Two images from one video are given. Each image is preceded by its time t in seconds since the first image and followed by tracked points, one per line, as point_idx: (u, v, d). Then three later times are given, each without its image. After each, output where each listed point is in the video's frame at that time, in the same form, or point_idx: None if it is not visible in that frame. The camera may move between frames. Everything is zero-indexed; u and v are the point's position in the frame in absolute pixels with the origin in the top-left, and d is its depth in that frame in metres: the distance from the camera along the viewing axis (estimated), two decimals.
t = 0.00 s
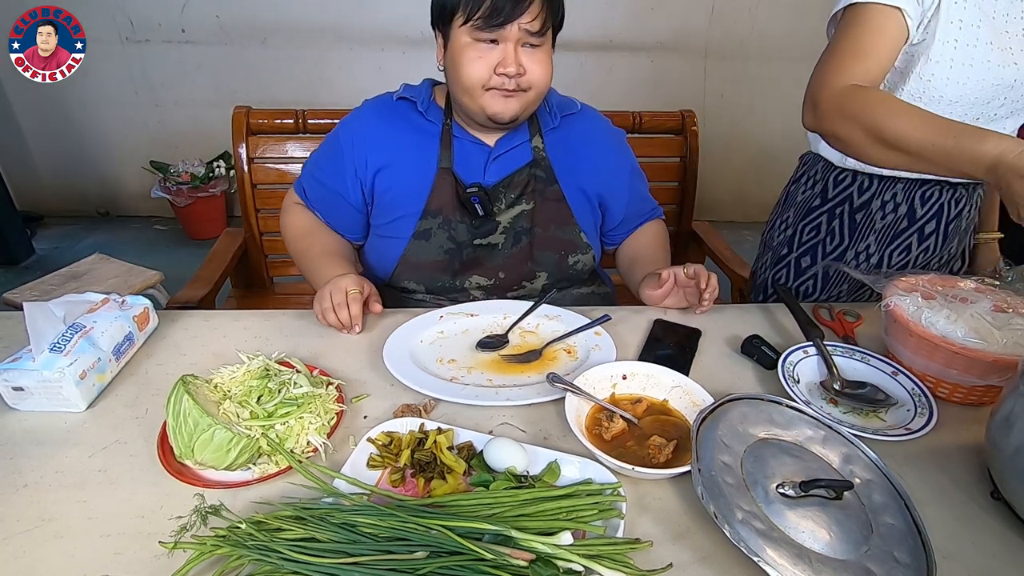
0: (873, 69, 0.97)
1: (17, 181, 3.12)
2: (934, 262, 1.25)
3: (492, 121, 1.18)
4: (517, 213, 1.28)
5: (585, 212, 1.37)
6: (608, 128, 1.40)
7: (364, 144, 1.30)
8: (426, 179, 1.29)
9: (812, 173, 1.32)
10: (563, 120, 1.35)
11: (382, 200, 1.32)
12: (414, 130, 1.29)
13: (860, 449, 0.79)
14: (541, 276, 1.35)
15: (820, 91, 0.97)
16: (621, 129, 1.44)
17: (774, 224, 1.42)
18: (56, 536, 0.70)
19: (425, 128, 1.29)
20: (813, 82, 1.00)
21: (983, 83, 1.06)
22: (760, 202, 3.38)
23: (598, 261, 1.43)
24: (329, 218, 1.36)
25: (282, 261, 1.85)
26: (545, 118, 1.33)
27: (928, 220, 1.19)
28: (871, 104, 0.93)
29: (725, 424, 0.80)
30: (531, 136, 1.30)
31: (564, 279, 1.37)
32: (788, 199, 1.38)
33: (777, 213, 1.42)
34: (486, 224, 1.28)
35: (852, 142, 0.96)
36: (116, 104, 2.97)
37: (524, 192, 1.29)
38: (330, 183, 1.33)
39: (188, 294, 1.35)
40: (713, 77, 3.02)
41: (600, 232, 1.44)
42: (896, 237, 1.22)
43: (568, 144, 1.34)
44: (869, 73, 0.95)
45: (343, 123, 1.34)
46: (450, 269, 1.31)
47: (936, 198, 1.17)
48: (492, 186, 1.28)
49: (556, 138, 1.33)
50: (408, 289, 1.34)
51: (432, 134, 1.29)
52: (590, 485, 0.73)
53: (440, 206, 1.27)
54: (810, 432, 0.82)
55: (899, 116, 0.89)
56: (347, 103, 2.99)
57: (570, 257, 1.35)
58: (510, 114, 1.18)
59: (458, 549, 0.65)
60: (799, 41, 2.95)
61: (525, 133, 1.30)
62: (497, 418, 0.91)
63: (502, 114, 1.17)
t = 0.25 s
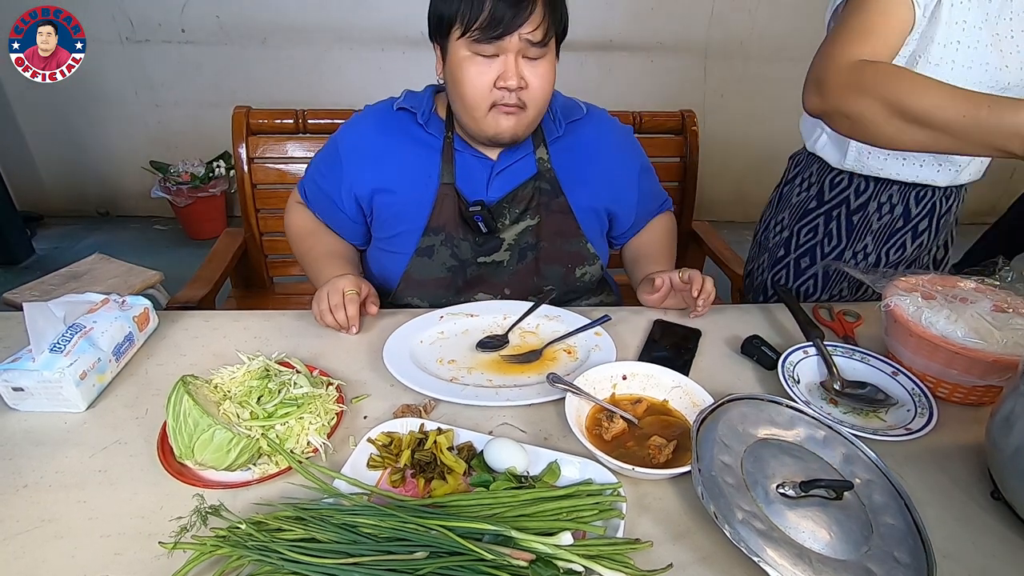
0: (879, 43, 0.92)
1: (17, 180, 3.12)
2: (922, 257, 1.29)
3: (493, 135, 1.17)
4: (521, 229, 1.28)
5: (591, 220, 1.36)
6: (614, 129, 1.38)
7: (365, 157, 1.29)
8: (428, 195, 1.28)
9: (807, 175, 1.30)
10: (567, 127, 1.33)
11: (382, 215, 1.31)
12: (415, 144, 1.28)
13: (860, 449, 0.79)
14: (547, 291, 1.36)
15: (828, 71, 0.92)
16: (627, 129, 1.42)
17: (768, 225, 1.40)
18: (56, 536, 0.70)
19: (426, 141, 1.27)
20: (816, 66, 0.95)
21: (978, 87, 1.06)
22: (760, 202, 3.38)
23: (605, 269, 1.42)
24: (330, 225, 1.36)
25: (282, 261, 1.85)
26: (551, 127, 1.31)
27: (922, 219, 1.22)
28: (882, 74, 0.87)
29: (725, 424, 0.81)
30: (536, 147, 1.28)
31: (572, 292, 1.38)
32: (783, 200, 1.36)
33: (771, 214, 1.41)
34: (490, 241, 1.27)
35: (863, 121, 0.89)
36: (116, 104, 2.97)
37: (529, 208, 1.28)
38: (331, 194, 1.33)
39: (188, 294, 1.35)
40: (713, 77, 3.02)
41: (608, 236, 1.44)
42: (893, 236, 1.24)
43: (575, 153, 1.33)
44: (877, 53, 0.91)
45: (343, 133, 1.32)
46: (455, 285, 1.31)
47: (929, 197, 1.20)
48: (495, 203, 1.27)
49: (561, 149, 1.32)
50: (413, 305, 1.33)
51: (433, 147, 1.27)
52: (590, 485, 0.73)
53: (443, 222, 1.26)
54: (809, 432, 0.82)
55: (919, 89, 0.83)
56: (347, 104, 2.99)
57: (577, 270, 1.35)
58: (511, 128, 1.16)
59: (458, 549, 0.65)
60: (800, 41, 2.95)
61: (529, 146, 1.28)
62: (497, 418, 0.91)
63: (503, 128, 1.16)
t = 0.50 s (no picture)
0: None
1: (17, 180, 3.12)
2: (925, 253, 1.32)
3: (492, 145, 1.16)
4: (523, 245, 1.29)
5: (600, 226, 1.36)
6: (618, 137, 1.38)
7: (364, 168, 1.29)
8: (428, 210, 1.28)
9: (813, 177, 1.30)
10: (570, 138, 1.33)
11: (381, 227, 1.31)
12: (415, 156, 1.27)
13: (860, 449, 0.79)
14: (548, 299, 1.38)
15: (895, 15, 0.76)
16: (628, 135, 1.42)
17: (773, 228, 1.40)
18: (56, 536, 0.70)
19: (426, 154, 1.27)
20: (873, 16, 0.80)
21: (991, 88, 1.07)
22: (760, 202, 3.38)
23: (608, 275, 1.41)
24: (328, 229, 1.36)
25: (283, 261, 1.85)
26: (553, 139, 1.30)
27: (927, 217, 1.25)
28: (973, 10, 0.71)
29: (725, 424, 0.81)
30: (538, 161, 1.28)
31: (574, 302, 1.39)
32: (787, 203, 1.36)
33: (774, 216, 1.40)
34: (491, 258, 1.29)
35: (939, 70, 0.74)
36: (116, 104, 2.97)
37: (531, 223, 1.29)
38: (330, 201, 1.33)
39: (189, 294, 1.35)
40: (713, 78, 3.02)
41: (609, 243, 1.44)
42: (899, 234, 1.26)
43: (577, 162, 1.32)
44: None
45: (341, 139, 1.31)
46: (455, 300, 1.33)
47: (934, 195, 1.22)
48: (496, 220, 1.27)
49: (563, 161, 1.31)
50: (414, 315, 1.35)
51: (433, 160, 1.27)
52: (590, 485, 0.73)
53: (444, 238, 1.27)
54: (809, 432, 0.82)
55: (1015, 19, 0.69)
56: (347, 104, 2.99)
57: (579, 281, 1.37)
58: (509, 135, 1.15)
59: (458, 549, 0.65)
60: (800, 41, 2.95)
61: (531, 160, 1.28)
62: (497, 418, 0.91)
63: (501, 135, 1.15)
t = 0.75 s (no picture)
0: None
1: (17, 180, 3.12)
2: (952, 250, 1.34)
3: (489, 149, 1.15)
4: (519, 249, 1.29)
5: (598, 230, 1.36)
6: (617, 140, 1.38)
7: (362, 169, 1.28)
8: (427, 212, 1.28)
9: (845, 176, 1.30)
10: (569, 142, 1.32)
11: (378, 228, 1.31)
12: (413, 159, 1.27)
13: (860, 449, 0.79)
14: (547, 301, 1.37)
15: None
16: (627, 137, 1.41)
17: (800, 229, 1.39)
18: (55, 536, 0.70)
19: (424, 157, 1.27)
20: None
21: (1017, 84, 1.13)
22: (760, 202, 3.39)
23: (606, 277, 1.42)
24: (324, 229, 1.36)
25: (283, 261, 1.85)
26: (552, 144, 1.30)
27: (959, 215, 1.27)
28: None
29: (725, 424, 0.81)
30: (535, 166, 1.28)
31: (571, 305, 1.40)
32: (817, 204, 1.35)
33: (801, 217, 1.39)
34: (488, 262, 1.29)
35: None
36: (116, 104, 2.97)
37: (528, 227, 1.29)
38: (327, 201, 1.33)
39: (188, 294, 1.35)
40: (713, 77, 3.02)
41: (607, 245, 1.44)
42: (932, 233, 1.28)
43: (575, 167, 1.32)
44: None
45: (339, 138, 1.31)
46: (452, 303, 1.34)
47: (967, 193, 1.25)
48: (494, 225, 1.27)
49: (561, 165, 1.31)
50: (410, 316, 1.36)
51: (431, 163, 1.27)
52: (590, 485, 0.73)
53: (441, 240, 1.27)
54: (810, 432, 0.82)
55: None
56: (346, 104, 2.99)
57: (575, 285, 1.37)
58: (507, 139, 1.14)
59: (458, 549, 0.65)
60: (800, 41, 2.95)
61: (529, 164, 1.27)
62: (497, 418, 0.91)
63: (497, 139, 1.14)
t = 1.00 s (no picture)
0: None
1: (17, 180, 3.12)
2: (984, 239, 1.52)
3: (485, 145, 1.15)
4: (518, 247, 1.29)
5: (598, 226, 1.36)
6: (616, 137, 1.38)
7: (361, 169, 1.28)
8: (427, 212, 1.28)
9: (895, 177, 1.44)
10: (568, 139, 1.32)
11: (378, 228, 1.31)
12: (413, 158, 1.27)
13: (860, 449, 0.79)
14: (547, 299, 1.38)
15: None
16: (627, 134, 1.41)
17: (847, 230, 1.53)
18: (55, 536, 0.70)
19: (423, 156, 1.26)
20: None
21: None
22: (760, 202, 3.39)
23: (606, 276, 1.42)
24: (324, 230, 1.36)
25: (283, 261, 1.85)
26: (551, 139, 1.30)
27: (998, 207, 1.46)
28: None
29: (725, 424, 0.81)
30: (534, 163, 1.27)
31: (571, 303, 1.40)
32: (865, 204, 1.50)
33: (846, 218, 1.54)
34: (488, 259, 1.29)
35: None
36: (116, 104, 2.97)
37: (528, 224, 1.29)
38: (327, 201, 1.33)
39: (189, 294, 1.35)
40: (713, 78, 3.02)
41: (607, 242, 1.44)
42: (976, 224, 1.46)
43: (574, 163, 1.32)
44: None
45: (339, 138, 1.31)
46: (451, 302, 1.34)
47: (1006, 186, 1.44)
48: (493, 223, 1.27)
49: (560, 161, 1.31)
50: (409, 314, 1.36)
51: (431, 162, 1.26)
52: (590, 485, 0.73)
53: (440, 238, 1.27)
54: (809, 432, 0.82)
55: None
56: (346, 104, 2.99)
57: (575, 283, 1.37)
58: (503, 134, 1.14)
59: (458, 549, 0.65)
60: (800, 40, 2.95)
61: (528, 160, 1.27)
62: (497, 418, 0.91)
63: (494, 135, 1.14)
